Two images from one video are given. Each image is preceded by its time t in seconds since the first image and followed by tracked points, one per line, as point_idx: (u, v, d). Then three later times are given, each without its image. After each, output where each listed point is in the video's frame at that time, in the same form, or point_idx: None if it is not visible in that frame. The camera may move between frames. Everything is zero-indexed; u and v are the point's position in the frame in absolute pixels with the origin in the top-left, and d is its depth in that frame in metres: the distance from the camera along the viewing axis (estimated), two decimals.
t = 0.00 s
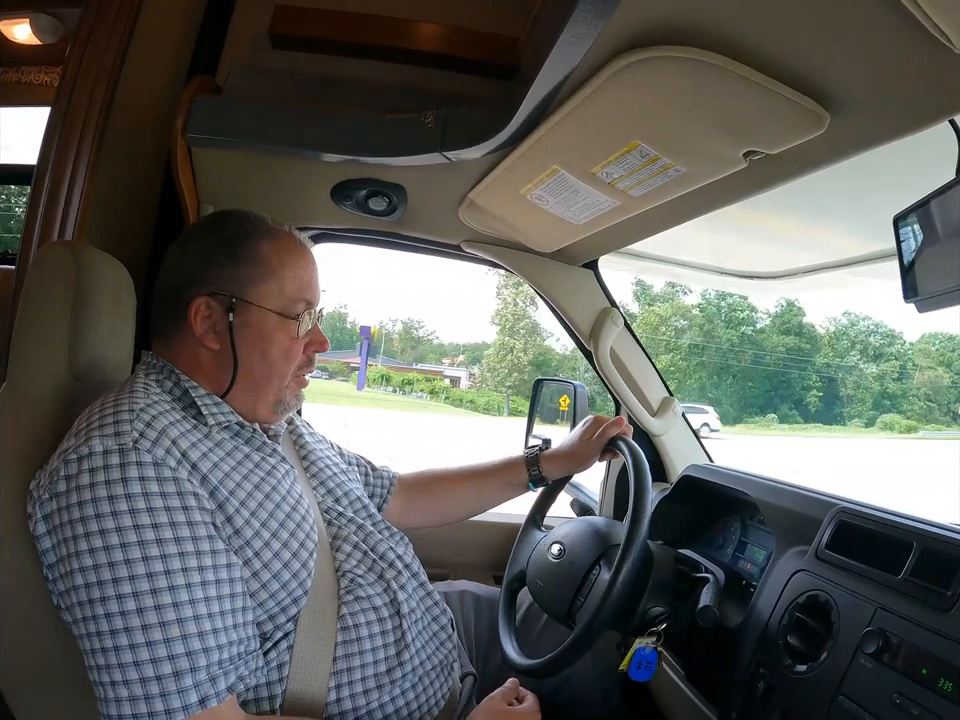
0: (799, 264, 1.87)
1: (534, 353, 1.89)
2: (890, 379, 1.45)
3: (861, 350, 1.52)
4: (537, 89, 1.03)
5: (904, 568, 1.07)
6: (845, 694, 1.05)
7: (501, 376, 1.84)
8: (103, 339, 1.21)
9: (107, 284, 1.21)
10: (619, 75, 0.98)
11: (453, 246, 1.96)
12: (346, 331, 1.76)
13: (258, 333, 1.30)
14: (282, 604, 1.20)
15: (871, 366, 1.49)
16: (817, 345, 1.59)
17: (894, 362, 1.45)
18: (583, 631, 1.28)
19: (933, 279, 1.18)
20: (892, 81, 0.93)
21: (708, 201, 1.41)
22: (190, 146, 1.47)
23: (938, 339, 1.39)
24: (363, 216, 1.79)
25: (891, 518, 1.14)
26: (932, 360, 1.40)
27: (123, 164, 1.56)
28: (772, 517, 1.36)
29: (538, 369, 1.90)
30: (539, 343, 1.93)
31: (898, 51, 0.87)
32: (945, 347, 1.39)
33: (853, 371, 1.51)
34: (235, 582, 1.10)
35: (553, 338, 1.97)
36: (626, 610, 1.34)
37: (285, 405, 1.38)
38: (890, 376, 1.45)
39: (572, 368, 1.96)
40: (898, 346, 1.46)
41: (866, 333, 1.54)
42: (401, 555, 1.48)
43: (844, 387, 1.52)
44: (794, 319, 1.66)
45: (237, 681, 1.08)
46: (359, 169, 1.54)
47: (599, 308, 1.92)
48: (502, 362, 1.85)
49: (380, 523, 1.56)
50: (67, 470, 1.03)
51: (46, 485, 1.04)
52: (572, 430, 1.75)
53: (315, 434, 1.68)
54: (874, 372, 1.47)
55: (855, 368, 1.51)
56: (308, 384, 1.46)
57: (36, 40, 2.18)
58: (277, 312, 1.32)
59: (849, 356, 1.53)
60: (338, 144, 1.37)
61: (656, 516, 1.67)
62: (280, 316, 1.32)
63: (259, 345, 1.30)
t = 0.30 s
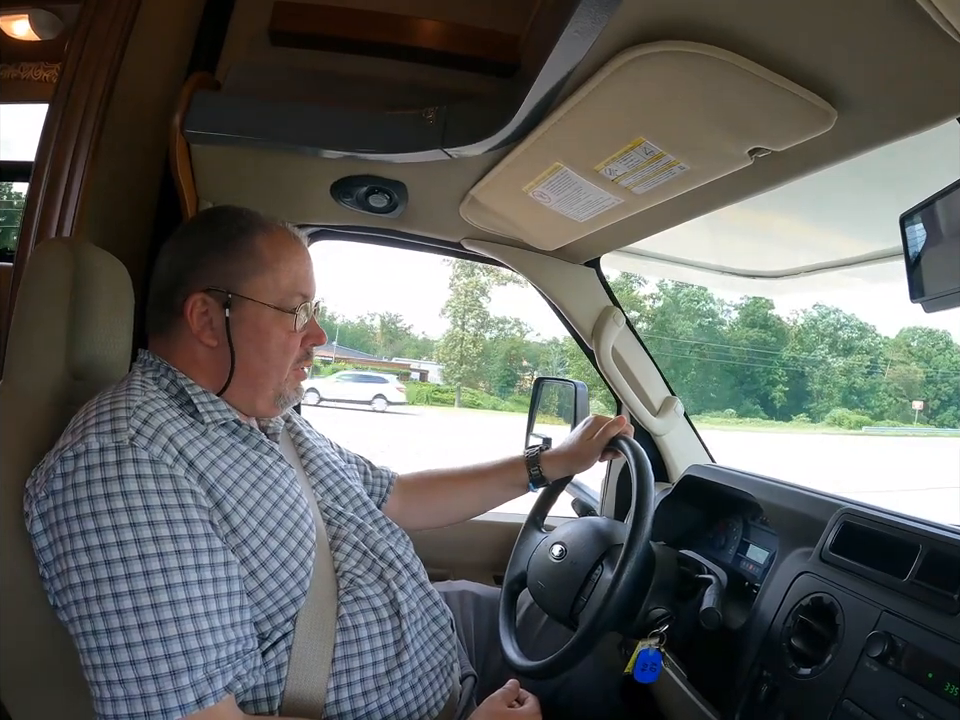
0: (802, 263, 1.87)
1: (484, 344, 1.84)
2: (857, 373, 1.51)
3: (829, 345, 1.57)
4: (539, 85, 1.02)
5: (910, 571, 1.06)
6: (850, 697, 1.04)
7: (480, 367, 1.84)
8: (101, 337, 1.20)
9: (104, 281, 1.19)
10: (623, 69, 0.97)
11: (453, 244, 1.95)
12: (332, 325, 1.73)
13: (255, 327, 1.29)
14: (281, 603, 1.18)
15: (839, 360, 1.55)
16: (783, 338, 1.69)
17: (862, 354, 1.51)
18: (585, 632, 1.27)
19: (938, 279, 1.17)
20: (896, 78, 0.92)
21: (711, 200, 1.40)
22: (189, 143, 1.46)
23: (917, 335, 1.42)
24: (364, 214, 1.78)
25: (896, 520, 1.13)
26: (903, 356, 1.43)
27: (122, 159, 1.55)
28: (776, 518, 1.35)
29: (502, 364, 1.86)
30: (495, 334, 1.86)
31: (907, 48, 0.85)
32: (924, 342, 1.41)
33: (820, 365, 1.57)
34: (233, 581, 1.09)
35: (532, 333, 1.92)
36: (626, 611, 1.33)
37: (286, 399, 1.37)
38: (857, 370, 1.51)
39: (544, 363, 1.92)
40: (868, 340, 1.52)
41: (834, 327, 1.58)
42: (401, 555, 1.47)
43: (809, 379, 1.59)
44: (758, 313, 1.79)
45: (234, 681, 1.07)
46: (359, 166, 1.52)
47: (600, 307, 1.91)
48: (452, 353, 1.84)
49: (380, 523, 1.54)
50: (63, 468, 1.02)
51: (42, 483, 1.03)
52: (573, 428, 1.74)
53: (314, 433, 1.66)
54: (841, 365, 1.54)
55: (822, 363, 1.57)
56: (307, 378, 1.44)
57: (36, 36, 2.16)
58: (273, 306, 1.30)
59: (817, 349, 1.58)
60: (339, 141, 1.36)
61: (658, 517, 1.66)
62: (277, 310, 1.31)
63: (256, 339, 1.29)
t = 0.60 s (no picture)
0: (803, 264, 1.88)
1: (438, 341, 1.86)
2: (821, 371, 1.60)
3: (797, 343, 1.67)
4: (542, 86, 1.02)
5: (910, 571, 1.06)
6: (850, 697, 1.04)
7: (453, 363, 1.87)
8: (102, 337, 1.20)
9: (106, 282, 1.20)
10: (625, 70, 0.97)
11: (455, 245, 1.95)
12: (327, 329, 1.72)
13: (259, 324, 1.29)
14: (284, 603, 1.19)
15: (804, 358, 1.63)
16: (749, 335, 1.77)
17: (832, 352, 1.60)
18: (587, 631, 1.27)
19: (939, 280, 1.17)
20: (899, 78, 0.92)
21: (712, 201, 1.40)
22: (192, 144, 1.46)
23: (895, 333, 1.48)
24: (366, 214, 1.78)
25: (897, 520, 1.13)
26: (872, 353, 1.51)
27: (124, 159, 1.55)
28: (777, 518, 1.35)
29: (475, 362, 1.87)
30: (467, 332, 1.86)
31: (909, 49, 0.85)
32: (902, 342, 1.45)
33: (788, 362, 1.66)
34: (237, 580, 1.10)
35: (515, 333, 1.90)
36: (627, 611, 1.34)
37: (291, 395, 1.36)
38: (821, 368, 1.60)
39: (536, 365, 1.93)
40: (837, 338, 1.61)
41: (803, 323, 1.70)
42: (403, 555, 1.48)
43: (776, 377, 1.68)
44: (723, 309, 1.86)
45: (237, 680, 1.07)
46: (361, 167, 1.53)
47: (602, 307, 1.91)
48: (404, 348, 1.85)
49: (382, 523, 1.55)
50: (68, 467, 1.03)
51: (47, 482, 1.03)
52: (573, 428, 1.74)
53: (316, 434, 1.67)
54: (807, 363, 1.62)
55: (788, 361, 1.66)
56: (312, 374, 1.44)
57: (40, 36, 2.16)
58: (277, 302, 1.31)
59: (784, 347, 1.68)
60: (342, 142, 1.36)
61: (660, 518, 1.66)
62: (280, 306, 1.31)
63: (260, 335, 1.29)
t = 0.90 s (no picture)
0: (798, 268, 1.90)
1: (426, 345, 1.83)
2: (783, 371, 1.65)
3: (761, 342, 1.72)
4: (537, 94, 1.04)
5: (903, 572, 1.07)
6: (844, 697, 1.05)
7: (431, 367, 1.84)
8: (103, 342, 1.21)
9: (108, 288, 1.21)
10: (618, 80, 0.99)
11: (452, 251, 1.97)
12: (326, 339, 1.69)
13: (256, 327, 1.30)
14: (283, 607, 1.20)
15: (766, 358, 1.69)
16: (711, 335, 1.80)
17: (796, 351, 1.64)
18: (584, 634, 1.28)
19: (931, 283, 1.19)
20: (887, 87, 0.94)
21: (706, 207, 1.42)
22: (192, 152, 1.48)
23: (870, 334, 1.50)
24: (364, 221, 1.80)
25: (889, 521, 1.15)
26: (842, 353, 1.55)
27: (124, 167, 1.57)
28: (772, 522, 1.37)
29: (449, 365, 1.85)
30: (448, 335, 1.84)
31: (899, 57, 0.87)
32: (876, 341, 1.47)
33: (749, 361, 1.71)
34: (236, 586, 1.11)
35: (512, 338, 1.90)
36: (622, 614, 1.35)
37: (290, 399, 1.38)
38: (783, 367, 1.65)
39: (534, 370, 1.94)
40: (800, 338, 1.66)
41: (767, 322, 1.75)
42: (402, 559, 1.48)
43: (738, 377, 1.72)
44: (690, 307, 1.87)
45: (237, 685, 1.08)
46: (360, 174, 1.55)
47: (599, 313, 1.93)
48: (352, 348, 1.80)
49: (379, 528, 1.56)
50: (69, 474, 1.04)
51: (47, 489, 1.04)
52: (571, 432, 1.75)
53: (315, 438, 1.68)
54: (767, 363, 1.68)
55: (750, 359, 1.71)
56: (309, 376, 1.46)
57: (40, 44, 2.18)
58: (274, 306, 1.32)
59: (747, 347, 1.72)
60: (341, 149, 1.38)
61: (657, 521, 1.67)
62: (277, 310, 1.32)
63: (256, 339, 1.31)
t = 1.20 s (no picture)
0: (795, 270, 1.90)
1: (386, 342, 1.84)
2: (739, 367, 1.66)
3: (720, 339, 1.75)
4: (533, 94, 1.04)
5: (901, 572, 1.07)
6: (842, 698, 1.05)
7: (425, 368, 1.84)
8: (99, 343, 1.21)
9: (104, 289, 1.21)
10: (614, 80, 0.99)
11: (448, 252, 1.97)
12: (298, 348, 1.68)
13: (253, 328, 1.30)
14: (279, 610, 1.19)
15: (724, 353, 1.73)
16: (672, 327, 1.84)
17: (756, 346, 1.67)
18: (581, 636, 1.27)
19: (927, 283, 1.19)
20: (884, 87, 0.94)
21: (703, 207, 1.42)
22: (187, 152, 1.48)
23: (842, 333, 1.54)
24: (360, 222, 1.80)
25: (886, 521, 1.15)
26: (801, 352, 1.59)
27: (120, 167, 1.56)
28: (770, 522, 1.37)
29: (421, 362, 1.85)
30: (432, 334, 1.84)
31: (895, 57, 0.87)
32: (849, 340, 1.52)
33: (708, 355, 1.75)
34: (233, 588, 1.10)
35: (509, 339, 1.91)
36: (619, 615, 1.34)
37: (286, 400, 1.38)
38: (740, 363, 1.67)
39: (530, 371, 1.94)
40: (760, 334, 1.70)
41: (727, 317, 1.79)
42: (398, 561, 1.48)
43: (696, 372, 1.78)
44: (648, 302, 1.90)
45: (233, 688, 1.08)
46: (356, 175, 1.54)
47: (596, 314, 1.92)
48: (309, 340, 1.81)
49: (375, 530, 1.55)
50: (65, 475, 1.03)
51: (44, 490, 1.04)
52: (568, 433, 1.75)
53: (311, 440, 1.68)
54: (724, 360, 1.71)
55: (707, 355, 1.75)
56: (306, 377, 1.45)
57: (36, 45, 2.21)
58: (270, 306, 1.31)
59: (705, 343, 1.76)
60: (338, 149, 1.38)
61: (654, 522, 1.66)
62: (274, 311, 1.32)
63: (253, 341, 1.30)
